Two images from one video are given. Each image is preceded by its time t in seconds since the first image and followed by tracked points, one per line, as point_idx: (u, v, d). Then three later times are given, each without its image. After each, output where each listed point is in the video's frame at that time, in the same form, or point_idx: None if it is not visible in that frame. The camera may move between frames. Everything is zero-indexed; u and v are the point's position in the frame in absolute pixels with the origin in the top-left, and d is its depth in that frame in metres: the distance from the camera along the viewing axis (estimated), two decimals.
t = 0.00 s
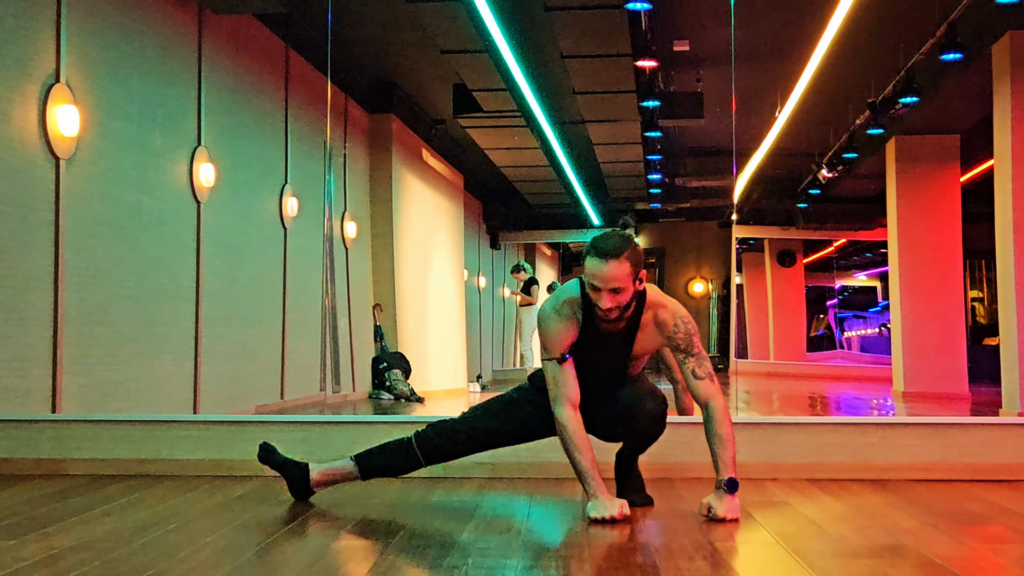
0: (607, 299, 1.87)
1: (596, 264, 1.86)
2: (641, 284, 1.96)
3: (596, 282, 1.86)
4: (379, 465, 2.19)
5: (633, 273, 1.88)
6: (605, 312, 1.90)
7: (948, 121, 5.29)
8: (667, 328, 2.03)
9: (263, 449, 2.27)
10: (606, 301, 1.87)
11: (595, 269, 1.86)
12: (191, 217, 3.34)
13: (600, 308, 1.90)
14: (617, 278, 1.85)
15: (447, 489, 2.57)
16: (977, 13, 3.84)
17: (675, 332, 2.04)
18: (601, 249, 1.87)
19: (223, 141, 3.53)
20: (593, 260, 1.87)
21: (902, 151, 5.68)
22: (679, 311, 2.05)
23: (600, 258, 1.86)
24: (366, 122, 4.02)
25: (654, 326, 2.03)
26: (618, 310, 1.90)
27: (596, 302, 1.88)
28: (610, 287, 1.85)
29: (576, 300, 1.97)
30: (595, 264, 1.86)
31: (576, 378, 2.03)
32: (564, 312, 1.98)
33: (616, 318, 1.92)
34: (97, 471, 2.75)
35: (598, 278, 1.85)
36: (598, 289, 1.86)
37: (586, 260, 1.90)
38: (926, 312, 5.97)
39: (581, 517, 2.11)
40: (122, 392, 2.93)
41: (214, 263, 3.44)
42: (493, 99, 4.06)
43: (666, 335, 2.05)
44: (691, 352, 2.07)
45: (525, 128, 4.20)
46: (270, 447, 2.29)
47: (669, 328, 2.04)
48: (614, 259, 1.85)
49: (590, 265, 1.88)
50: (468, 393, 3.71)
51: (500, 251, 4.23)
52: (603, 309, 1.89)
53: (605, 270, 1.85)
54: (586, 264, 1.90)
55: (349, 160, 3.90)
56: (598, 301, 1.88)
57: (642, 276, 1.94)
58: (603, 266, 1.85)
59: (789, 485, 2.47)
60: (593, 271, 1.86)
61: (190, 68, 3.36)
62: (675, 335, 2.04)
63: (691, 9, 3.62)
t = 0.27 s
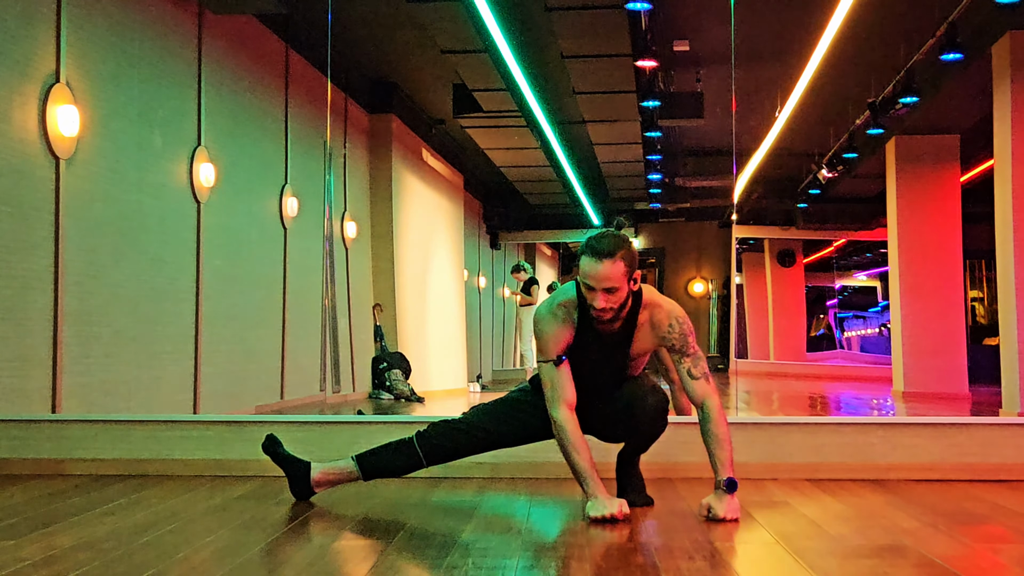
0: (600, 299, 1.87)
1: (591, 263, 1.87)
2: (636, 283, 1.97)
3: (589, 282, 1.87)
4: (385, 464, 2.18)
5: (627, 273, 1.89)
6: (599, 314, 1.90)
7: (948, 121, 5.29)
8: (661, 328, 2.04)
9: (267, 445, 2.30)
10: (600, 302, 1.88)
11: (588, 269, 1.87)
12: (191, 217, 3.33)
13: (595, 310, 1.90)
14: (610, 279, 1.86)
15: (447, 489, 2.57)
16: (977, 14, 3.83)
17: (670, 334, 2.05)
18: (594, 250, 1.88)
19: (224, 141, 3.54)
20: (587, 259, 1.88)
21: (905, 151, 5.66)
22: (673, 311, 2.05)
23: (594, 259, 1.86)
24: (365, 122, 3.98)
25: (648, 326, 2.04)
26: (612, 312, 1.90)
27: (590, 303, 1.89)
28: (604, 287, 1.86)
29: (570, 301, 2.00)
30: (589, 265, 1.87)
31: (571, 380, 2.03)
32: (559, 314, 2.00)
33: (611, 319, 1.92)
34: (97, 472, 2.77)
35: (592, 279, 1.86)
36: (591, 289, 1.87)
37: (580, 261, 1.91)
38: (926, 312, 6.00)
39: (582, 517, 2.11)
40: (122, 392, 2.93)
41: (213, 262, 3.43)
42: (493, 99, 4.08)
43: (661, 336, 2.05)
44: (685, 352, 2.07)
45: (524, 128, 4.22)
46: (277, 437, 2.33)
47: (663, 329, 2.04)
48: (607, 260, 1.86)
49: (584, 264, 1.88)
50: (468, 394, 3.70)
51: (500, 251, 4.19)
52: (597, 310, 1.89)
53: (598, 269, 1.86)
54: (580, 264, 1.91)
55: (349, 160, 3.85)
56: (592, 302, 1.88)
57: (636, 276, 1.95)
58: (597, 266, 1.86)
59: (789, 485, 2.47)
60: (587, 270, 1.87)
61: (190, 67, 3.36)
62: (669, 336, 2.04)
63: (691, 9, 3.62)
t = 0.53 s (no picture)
0: (602, 295, 1.87)
1: (593, 260, 1.87)
2: (637, 280, 1.97)
3: (591, 278, 1.87)
4: (383, 464, 2.19)
5: (629, 270, 1.89)
6: (600, 310, 1.91)
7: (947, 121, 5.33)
8: (661, 328, 2.05)
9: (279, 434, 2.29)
10: (602, 297, 1.87)
11: (591, 265, 1.87)
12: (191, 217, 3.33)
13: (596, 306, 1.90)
14: (613, 275, 1.86)
15: (447, 489, 2.57)
16: (977, 14, 3.84)
17: (669, 335, 2.05)
18: (597, 246, 1.88)
19: (226, 143, 3.53)
20: (590, 255, 1.88)
21: (904, 151, 5.74)
22: (673, 312, 2.06)
23: (597, 254, 1.87)
24: (365, 121, 3.85)
25: (648, 327, 2.04)
26: (613, 309, 1.90)
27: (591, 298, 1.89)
28: (606, 283, 1.86)
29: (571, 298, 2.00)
30: (592, 260, 1.87)
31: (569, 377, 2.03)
32: (559, 311, 2.01)
33: (612, 316, 1.92)
34: (97, 472, 2.80)
35: (594, 274, 1.86)
36: (593, 284, 1.87)
37: (582, 256, 1.91)
38: (928, 312, 5.93)
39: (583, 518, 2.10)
40: (122, 392, 2.93)
41: (213, 264, 3.41)
42: (493, 99, 4.13)
43: (659, 337, 2.06)
44: (684, 353, 2.07)
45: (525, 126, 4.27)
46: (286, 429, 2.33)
47: (663, 330, 2.05)
48: (610, 256, 1.86)
49: (586, 260, 1.88)
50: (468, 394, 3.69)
51: (501, 251, 4.15)
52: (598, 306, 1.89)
53: (601, 265, 1.86)
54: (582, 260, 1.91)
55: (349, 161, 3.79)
56: (593, 298, 1.88)
57: (638, 273, 1.95)
58: (599, 262, 1.86)
59: (789, 485, 2.47)
60: (589, 266, 1.87)
61: (190, 68, 3.36)
62: (667, 336, 2.05)
63: (691, 9, 3.63)
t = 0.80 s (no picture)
0: (606, 288, 1.86)
1: (601, 252, 1.87)
2: (641, 278, 1.95)
3: (598, 269, 1.87)
4: (373, 464, 2.19)
5: (635, 265, 1.88)
6: (602, 304, 1.89)
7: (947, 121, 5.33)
8: (659, 330, 2.04)
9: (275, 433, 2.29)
10: (606, 290, 1.86)
11: (598, 257, 1.87)
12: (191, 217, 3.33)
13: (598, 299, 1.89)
14: (619, 267, 1.85)
15: (447, 489, 2.57)
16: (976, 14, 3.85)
17: (666, 337, 2.06)
18: (606, 238, 1.89)
19: (224, 144, 3.52)
20: (599, 247, 1.88)
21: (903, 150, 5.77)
22: (672, 314, 2.06)
23: (608, 246, 1.86)
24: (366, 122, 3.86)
25: (646, 328, 2.04)
26: (614, 305, 1.89)
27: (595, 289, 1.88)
28: (611, 275, 1.86)
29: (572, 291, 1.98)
30: (600, 251, 1.87)
31: (554, 370, 2.01)
32: (557, 305, 1.98)
33: (612, 310, 1.91)
34: (97, 472, 2.79)
35: (601, 265, 1.86)
36: (599, 276, 1.87)
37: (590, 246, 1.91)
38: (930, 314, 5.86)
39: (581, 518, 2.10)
40: (122, 393, 2.93)
41: (214, 264, 3.42)
42: (494, 99, 4.09)
43: (657, 339, 2.06)
44: (682, 356, 2.08)
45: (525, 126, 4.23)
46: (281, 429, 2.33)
47: (660, 332, 2.05)
48: (618, 249, 1.85)
49: (594, 252, 1.88)
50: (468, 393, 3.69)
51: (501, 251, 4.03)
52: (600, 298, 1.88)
53: (608, 257, 1.86)
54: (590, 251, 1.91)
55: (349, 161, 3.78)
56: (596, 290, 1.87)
57: (644, 272, 1.94)
58: (608, 252, 1.86)
59: (789, 485, 2.47)
60: (596, 258, 1.87)
61: (191, 69, 3.37)
62: (665, 339, 2.05)
63: (691, 9, 3.63)
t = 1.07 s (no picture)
0: (600, 292, 1.85)
1: (594, 255, 1.86)
2: (634, 283, 1.94)
3: (591, 273, 1.85)
4: (373, 466, 2.19)
5: (628, 270, 1.88)
6: (593, 308, 1.89)
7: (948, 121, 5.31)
8: (655, 333, 2.04)
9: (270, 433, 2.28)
10: (599, 294, 1.86)
11: (591, 260, 1.86)
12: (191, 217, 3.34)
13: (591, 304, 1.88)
14: (613, 271, 1.85)
15: (447, 489, 2.57)
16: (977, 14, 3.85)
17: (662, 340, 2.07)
18: (600, 242, 1.87)
19: (224, 143, 3.54)
20: (590, 251, 1.87)
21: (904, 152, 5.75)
22: (667, 317, 2.08)
23: (601, 251, 1.85)
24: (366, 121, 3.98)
25: (641, 331, 2.03)
26: (608, 309, 1.89)
27: (586, 294, 1.87)
28: (604, 279, 1.85)
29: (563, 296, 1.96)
30: (593, 257, 1.86)
31: (530, 370, 2.00)
32: (549, 308, 1.97)
33: (604, 314, 1.90)
34: (97, 471, 2.73)
35: (594, 270, 1.85)
36: (592, 281, 1.85)
37: (582, 251, 1.89)
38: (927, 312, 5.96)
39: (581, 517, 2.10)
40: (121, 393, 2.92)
41: (213, 263, 3.45)
42: (492, 99, 4.26)
43: (653, 342, 2.06)
44: (678, 356, 2.10)
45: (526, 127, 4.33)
46: (276, 428, 2.33)
47: (656, 335, 2.06)
48: (612, 253, 1.85)
49: (586, 255, 1.87)
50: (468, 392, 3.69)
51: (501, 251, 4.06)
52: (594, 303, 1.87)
53: (600, 261, 1.85)
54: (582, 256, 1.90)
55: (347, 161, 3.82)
56: (589, 294, 1.87)
57: (637, 275, 1.93)
58: (601, 258, 1.85)
59: (789, 485, 2.47)
60: (588, 261, 1.86)
61: (191, 69, 3.36)
62: (660, 342, 2.06)
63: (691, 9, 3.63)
